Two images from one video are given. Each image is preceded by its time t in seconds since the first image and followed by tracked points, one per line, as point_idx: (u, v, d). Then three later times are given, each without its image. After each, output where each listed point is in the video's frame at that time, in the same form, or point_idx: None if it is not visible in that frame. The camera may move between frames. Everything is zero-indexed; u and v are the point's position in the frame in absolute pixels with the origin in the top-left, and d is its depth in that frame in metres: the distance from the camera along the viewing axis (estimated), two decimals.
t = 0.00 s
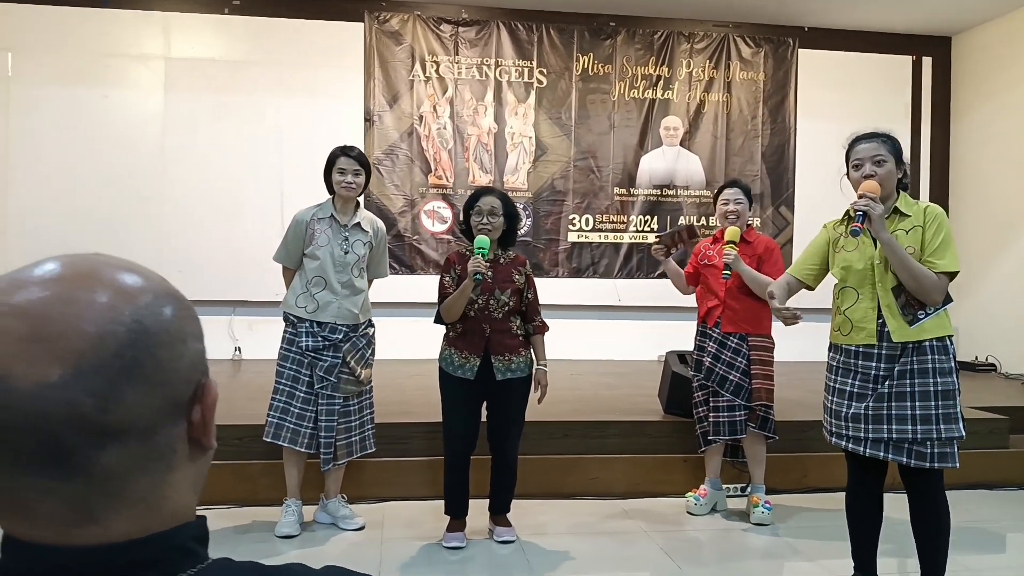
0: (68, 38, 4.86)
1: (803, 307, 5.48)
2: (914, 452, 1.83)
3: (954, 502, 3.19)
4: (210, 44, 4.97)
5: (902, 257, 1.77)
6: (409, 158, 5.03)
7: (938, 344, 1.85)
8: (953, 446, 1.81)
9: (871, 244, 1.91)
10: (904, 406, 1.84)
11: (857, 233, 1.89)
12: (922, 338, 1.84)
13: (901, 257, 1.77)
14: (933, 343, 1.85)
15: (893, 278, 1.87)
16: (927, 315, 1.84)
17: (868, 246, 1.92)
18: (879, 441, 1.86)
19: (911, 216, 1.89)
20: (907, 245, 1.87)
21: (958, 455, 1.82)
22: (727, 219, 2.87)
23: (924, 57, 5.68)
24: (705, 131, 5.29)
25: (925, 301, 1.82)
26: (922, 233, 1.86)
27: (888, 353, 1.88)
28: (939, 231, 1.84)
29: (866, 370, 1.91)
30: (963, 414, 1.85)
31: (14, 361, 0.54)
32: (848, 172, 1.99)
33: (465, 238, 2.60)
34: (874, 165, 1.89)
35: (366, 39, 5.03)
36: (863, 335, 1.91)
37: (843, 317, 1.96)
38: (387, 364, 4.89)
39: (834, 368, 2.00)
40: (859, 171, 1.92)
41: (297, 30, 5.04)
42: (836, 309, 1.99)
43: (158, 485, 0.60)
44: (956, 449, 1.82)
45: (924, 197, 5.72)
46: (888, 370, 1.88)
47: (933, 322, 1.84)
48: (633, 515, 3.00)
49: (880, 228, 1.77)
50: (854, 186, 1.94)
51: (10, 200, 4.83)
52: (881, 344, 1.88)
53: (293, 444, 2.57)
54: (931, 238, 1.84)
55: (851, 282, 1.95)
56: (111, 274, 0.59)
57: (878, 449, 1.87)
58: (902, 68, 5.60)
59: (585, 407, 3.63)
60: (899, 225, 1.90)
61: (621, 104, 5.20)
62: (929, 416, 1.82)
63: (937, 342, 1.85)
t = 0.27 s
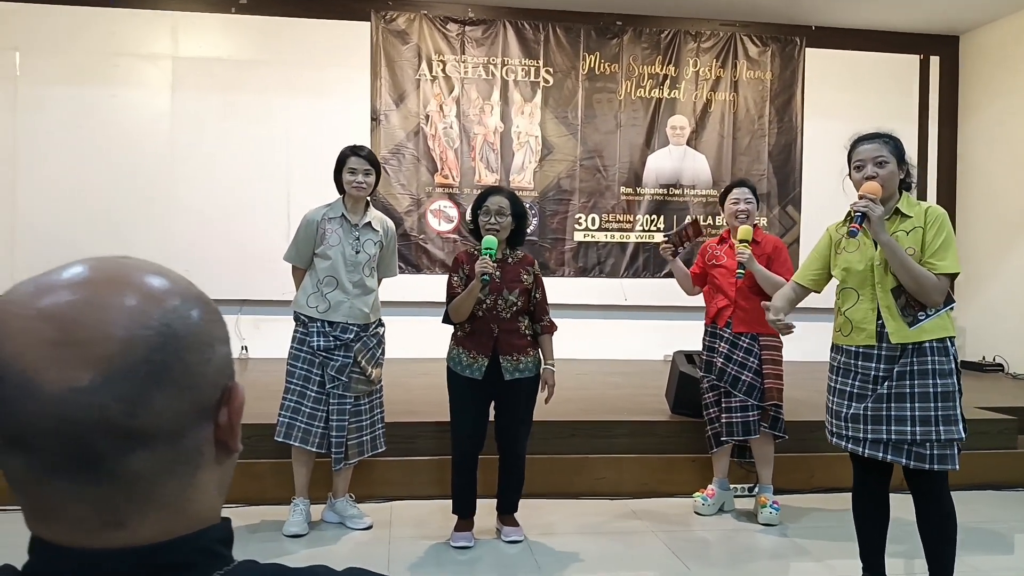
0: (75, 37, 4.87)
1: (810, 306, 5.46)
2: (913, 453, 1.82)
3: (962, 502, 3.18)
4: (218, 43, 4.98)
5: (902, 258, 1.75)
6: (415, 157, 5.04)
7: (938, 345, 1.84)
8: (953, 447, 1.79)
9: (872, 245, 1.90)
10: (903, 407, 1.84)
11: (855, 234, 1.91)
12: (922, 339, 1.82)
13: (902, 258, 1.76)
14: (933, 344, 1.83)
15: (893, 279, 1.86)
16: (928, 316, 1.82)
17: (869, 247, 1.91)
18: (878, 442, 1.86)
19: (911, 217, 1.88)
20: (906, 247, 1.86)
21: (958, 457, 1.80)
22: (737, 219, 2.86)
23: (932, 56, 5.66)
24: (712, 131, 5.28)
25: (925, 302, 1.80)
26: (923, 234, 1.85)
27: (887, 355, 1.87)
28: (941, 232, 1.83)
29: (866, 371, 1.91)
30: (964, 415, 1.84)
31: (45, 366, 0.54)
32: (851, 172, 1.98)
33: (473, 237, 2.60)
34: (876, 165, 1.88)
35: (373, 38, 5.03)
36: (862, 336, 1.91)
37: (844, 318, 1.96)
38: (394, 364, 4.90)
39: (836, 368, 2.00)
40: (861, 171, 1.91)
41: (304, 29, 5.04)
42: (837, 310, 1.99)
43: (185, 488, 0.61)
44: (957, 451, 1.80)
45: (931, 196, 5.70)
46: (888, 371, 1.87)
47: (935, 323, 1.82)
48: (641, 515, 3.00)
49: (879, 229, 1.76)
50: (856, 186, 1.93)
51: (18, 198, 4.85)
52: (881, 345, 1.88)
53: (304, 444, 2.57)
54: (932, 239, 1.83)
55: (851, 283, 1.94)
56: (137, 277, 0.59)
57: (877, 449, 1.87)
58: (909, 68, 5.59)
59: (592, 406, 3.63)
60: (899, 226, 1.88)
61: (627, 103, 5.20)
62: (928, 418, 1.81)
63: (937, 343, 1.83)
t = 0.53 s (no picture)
0: (80, 37, 4.88)
1: (815, 306, 5.45)
2: (912, 453, 1.81)
3: (970, 502, 3.17)
4: (223, 43, 4.98)
5: (899, 259, 1.74)
6: (420, 156, 5.03)
7: (940, 345, 1.81)
8: (953, 448, 1.78)
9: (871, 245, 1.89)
10: (903, 406, 1.83)
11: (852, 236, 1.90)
12: (922, 339, 1.81)
13: (899, 259, 1.74)
14: (933, 344, 1.81)
15: (892, 280, 1.85)
16: (928, 317, 1.80)
17: (868, 247, 1.90)
18: (878, 441, 1.86)
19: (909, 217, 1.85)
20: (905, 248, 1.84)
21: (958, 458, 1.79)
22: (745, 218, 2.86)
23: (938, 55, 5.64)
24: (717, 130, 5.27)
25: (925, 303, 1.79)
26: (922, 234, 1.82)
27: (887, 354, 1.87)
28: (940, 231, 1.80)
29: (866, 370, 1.90)
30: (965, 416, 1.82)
31: (66, 362, 0.54)
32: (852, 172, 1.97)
33: (477, 236, 2.59)
34: (875, 164, 1.87)
35: (378, 38, 5.03)
36: (862, 337, 1.90)
37: (845, 319, 1.96)
38: (399, 363, 4.90)
39: (838, 367, 1.99)
40: (861, 171, 1.90)
41: (309, 29, 5.05)
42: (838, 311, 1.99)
43: (207, 486, 0.60)
44: (958, 451, 1.78)
45: (936, 196, 5.69)
46: (888, 370, 1.86)
47: (936, 324, 1.81)
48: (647, 515, 2.99)
49: (878, 230, 1.74)
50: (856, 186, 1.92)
51: (23, 198, 4.86)
52: (880, 345, 1.87)
53: (311, 443, 2.57)
54: (931, 239, 1.80)
55: (851, 284, 1.93)
56: (158, 271, 0.59)
57: (877, 449, 1.86)
58: (914, 67, 5.57)
59: (597, 406, 3.63)
60: (899, 226, 1.87)
61: (632, 102, 5.19)
62: (927, 418, 1.80)
63: (938, 344, 1.81)
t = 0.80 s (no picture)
0: (83, 28, 4.86)
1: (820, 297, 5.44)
2: (914, 443, 1.78)
3: (978, 493, 3.16)
4: (226, 34, 4.96)
5: (904, 251, 1.72)
6: (424, 148, 5.01)
7: (950, 336, 1.79)
8: (950, 437, 1.75)
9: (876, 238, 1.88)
10: (911, 396, 1.81)
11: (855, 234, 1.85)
12: (932, 330, 1.78)
13: (903, 251, 1.72)
14: (943, 333, 1.78)
15: (898, 274, 1.84)
16: (937, 308, 1.78)
17: (873, 240, 1.89)
18: (893, 434, 1.83)
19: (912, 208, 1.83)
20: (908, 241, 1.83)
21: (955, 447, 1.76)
22: (755, 208, 2.85)
23: (945, 45, 5.61)
24: (723, 121, 5.24)
25: (933, 294, 1.76)
26: (927, 225, 1.80)
27: (897, 346, 1.84)
28: (945, 220, 1.78)
29: (876, 361, 1.88)
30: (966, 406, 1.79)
31: (95, 344, 0.53)
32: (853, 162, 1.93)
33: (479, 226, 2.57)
34: (876, 155, 1.83)
35: (382, 28, 5.00)
36: (870, 330, 1.88)
37: (852, 313, 1.94)
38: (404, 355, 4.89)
39: (849, 360, 1.97)
40: (862, 161, 1.87)
41: (313, 19, 5.02)
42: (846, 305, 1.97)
43: (238, 472, 0.60)
44: (953, 440, 1.76)
45: (943, 186, 5.66)
46: (899, 361, 1.84)
47: (946, 315, 1.78)
48: (654, 506, 2.99)
49: (881, 226, 1.72)
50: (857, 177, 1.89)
51: (27, 189, 4.84)
52: (889, 338, 1.85)
53: (319, 434, 2.56)
54: (935, 230, 1.78)
55: (857, 278, 1.92)
56: (187, 251, 0.58)
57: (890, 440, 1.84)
58: (921, 57, 5.54)
59: (604, 397, 3.62)
60: (903, 217, 1.84)
61: (638, 93, 5.16)
62: (930, 405, 1.77)
63: (947, 333, 1.78)
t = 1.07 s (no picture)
0: (84, 21, 4.84)
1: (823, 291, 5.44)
2: (922, 439, 1.77)
3: (982, 486, 3.16)
4: (228, 26, 4.94)
5: (909, 245, 1.70)
6: (426, 141, 5.00)
7: (954, 330, 1.77)
8: (959, 430, 1.75)
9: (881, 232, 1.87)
10: (917, 391, 1.79)
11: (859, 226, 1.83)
12: (935, 325, 1.77)
13: (909, 245, 1.70)
14: (947, 328, 1.77)
15: (903, 267, 1.82)
16: (942, 302, 1.76)
17: (877, 233, 1.88)
18: (901, 431, 1.82)
19: (918, 200, 1.81)
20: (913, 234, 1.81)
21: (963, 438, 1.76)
22: (760, 201, 2.84)
23: (948, 37, 5.59)
24: (726, 113, 5.23)
25: (938, 289, 1.75)
26: (932, 217, 1.78)
27: (900, 339, 1.83)
28: (952, 212, 1.75)
29: (879, 356, 1.87)
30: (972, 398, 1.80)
31: (114, 338, 0.53)
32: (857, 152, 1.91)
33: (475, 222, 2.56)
34: (880, 145, 1.81)
35: (384, 21, 4.98)
36: (874, 325, 1.88)
37: (856, 307, 1.93)
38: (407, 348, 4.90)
39: (850, 354, 1.96)
40: (866, 151, 1.84)
41: (315, 12, 5.01)
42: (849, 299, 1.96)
43: (258, 465, 0.60)
44: (959, 434, 1.76)
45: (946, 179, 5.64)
46: (902, 355, 1.82)
47: (950, 309, 1.77)
48: (658, 499, 3.00)
49: (885, 217, 1.70)
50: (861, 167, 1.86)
51: (29, 183, 4.84)
52: (891, 332, 1.84)
53: (323, 427, 2.56)
54: (942, 222, 1.76)
55: (861, 272, 1.92)
56: (204, 242, 0.58)
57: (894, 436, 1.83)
58: (924, 49, 5.52)
59: (608, 391, 3.62)
60: (909, 209, 1.82)
61: (641, 85, 5.15)
62: (939, 401, 1.76)
63: (951, 328, 1.77)
